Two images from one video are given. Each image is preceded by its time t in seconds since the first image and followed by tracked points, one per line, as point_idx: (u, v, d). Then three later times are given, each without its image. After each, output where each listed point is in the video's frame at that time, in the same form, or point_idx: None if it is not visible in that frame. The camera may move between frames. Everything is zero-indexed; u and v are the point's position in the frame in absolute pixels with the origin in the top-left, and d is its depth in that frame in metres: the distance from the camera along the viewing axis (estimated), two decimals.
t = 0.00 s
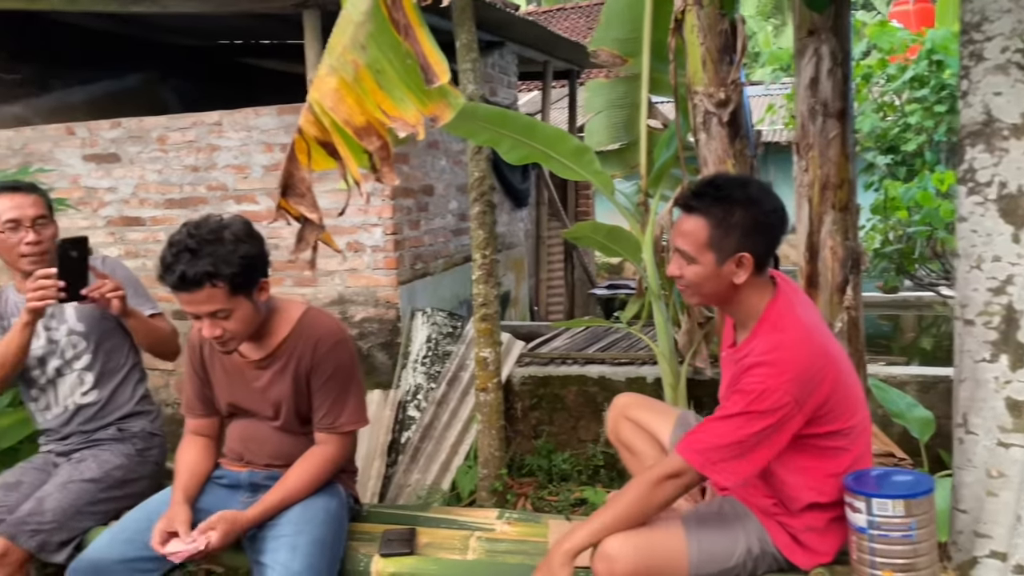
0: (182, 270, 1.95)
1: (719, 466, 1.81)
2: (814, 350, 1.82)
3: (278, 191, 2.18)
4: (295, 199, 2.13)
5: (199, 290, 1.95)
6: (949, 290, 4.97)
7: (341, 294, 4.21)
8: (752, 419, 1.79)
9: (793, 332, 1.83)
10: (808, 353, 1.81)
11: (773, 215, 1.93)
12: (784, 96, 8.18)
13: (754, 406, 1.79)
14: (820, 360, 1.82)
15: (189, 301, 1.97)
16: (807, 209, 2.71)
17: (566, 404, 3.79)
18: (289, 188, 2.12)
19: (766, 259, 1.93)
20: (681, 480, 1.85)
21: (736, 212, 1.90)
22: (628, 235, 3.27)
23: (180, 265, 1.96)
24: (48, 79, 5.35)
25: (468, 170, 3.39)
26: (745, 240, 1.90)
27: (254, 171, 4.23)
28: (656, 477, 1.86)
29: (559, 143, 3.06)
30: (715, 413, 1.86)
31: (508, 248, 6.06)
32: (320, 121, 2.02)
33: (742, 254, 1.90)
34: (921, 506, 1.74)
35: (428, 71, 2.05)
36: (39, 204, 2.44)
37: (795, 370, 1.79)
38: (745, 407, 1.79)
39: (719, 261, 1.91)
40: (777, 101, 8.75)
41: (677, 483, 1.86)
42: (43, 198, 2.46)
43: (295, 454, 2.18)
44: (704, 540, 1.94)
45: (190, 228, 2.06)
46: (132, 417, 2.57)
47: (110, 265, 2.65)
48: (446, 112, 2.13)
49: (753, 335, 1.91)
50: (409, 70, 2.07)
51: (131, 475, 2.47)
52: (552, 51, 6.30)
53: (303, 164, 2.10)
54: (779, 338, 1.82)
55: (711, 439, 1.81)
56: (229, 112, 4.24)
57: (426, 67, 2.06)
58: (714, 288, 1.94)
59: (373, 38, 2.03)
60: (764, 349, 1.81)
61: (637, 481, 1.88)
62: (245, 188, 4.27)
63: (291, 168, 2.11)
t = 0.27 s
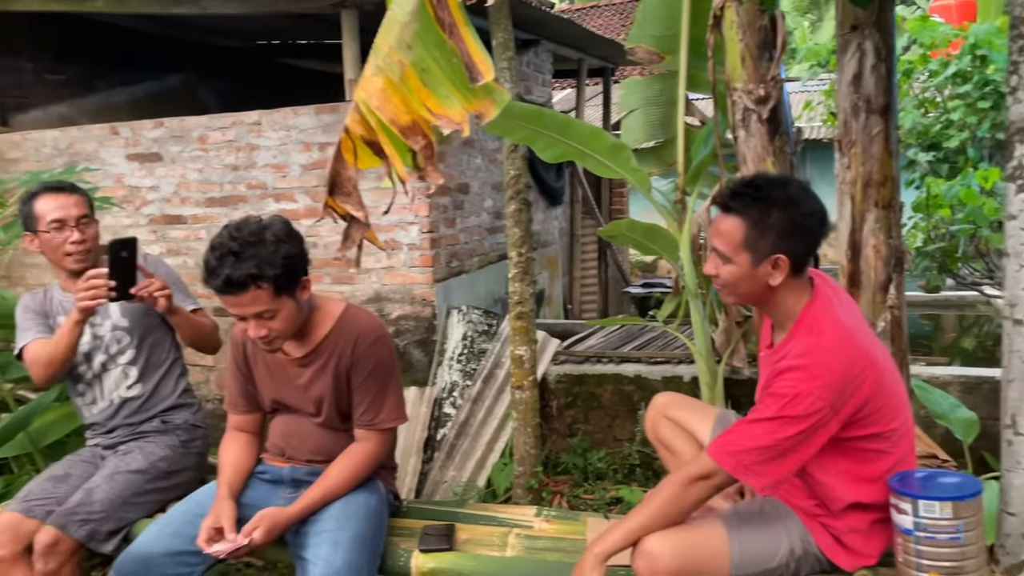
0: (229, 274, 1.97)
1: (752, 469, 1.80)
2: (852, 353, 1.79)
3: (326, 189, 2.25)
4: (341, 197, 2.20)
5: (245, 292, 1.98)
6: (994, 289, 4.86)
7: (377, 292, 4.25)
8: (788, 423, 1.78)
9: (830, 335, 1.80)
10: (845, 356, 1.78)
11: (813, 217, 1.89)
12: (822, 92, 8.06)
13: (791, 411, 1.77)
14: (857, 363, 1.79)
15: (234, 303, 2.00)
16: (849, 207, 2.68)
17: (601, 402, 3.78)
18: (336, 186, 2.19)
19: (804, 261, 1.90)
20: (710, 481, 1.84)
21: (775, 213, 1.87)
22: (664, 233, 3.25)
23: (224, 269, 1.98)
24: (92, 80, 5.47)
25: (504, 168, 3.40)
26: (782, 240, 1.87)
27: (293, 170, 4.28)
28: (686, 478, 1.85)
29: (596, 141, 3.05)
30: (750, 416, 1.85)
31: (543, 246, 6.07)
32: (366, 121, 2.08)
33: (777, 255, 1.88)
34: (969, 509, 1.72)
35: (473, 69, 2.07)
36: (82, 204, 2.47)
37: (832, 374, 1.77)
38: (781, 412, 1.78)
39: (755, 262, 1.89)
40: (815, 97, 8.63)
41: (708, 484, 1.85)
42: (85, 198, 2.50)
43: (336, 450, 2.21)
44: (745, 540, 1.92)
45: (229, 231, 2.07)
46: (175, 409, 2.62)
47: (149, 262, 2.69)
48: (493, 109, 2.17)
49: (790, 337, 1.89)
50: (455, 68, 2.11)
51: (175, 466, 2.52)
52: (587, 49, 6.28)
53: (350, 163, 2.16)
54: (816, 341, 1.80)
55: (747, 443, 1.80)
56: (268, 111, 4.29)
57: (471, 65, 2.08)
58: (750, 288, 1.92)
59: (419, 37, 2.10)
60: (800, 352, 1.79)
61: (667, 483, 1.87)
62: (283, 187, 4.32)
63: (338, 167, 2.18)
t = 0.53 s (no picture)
0: (313, 283, 1.95)
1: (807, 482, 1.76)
2: (894, 352, 1.77)
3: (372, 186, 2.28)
4: (387, 194, 2.22)
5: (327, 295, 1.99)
6: None
7: (415, 289, 4.27)
8: (836, 428, 1.74)
9: (870, 334, 1.78)
10: (886, 355, 1.76)
11: (843, 217, 1.86)
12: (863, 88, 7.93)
13: (838, 416, 1.74)
14: (899, 363, 1.77)
15: (315, 309, 1.99)
16: (894, 204, 2.63)
17: (638, 401, 3.77)
18: (381, 184, 2.21)
19: (839, 261, 1.88)
20: (769, 502, 1.80)
21: (808, 213, 1.85)
22: (704, 230, 3.22)
23: (304, 279, 1.95)
24: (137, 80, 5.57)
25: (542, 166, 3.40)
26: (815, 240, 1.85)
27: (332, 168, 4.33)
28: (741, 499, 1.80)
29: (634, 138, 3.04)
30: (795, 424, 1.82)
31: (579, 244, 6.06)
32: (411, 119, 2.09)
33: (812, 255, 1.85)
34: (1020, 512, 1.69)
35: (518, 68, 2.13)
36: (130, 203, 2.53)
37: (875, 375, 1.74)
38: (827, 416, 1.75)
39: (789, 262, 1.87)
40: (856, 93, 8.50)
41: (762, 505, 1.80)
42: (133, 197, 2.56)
43: (377, 445, 2.23)
44: (790, 546, 1.90)
45: (280, 246, 2.01)
46: (219, 403, 2.66)
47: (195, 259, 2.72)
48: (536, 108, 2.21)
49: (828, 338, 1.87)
50: (500, 67, 2.17)
51: (219, 459, 2.56)
52: (624, 46, 6.25)
53: (395, 161, 2.18)
54: (856, 341, 1.78)
55: (795, 450, 1.77)
56: (308, 110, 4.34)
57: (516, 64, 2.14)
58: (784, 290, 1.90)
59: (464, 36, 2.12)
60: (841, 353, 1.78)
61: (720, 499, 1.82)
62: (323, 185, 4.37)
63: (384, 165, 2.20)
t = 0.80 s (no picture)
0: (365, 276, 1.97)
1: (857, 481, 1.74)
2: (943, 349, 1.74)
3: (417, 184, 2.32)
4: (432, 191, 2.26)
5: (377, 290, 2.01)
6: None
7: (452, 285, 4.29)
8: (888, 427, 1.71)
9: (919, 331, 1.75)
10: (935, 352, 1.73)
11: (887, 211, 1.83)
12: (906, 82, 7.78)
13: (890, 414, 1.71)
14: (948, 360, 1.74)
15: (365, 302, 2.01)
16: (941, 201, 2.58)
17: (676, 399, 3.75)
18: (427, 181, 2.24)
19: (881, 257, 1.85)
20: (820, 502, 1.78)
21: (847, 209, 1.82)
22: (744, 228, 3.20)
23: (357, 272, 1.97)
24: (178, 79, 5.66)
25: (579, 163, 3.39)
26: (856, 236, 1.82)
27: (370, 165, 4.36)
28: (792, 499, 1.78)
29: (673, 134, 3.02)
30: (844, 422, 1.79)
31: (615, 240, 6.03)
32: (457, 116, 2.12)
33: (853, 250, 1.83)
34: None
35: (564, 64, 2.14)
36: (176, 201, 2.57)
37: (926, 372, 1.71)
38: (877, 415, 1.72)
39: (830, 259, 1.84)
40: (898, 88, 8.35)
41: (812, 504, 1.78)
42: (179, 194, 2.60)
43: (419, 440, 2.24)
44: (836, 547, 1.87)
45: (334, 238, 2.04)
46: (261, 396, 2.70)
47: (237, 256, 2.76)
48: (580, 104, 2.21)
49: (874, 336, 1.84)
50: (545, 63, 2.18)
51: (261, 451, 2.59)
52: (661, 41, 6.20)
53: (440, 157, 2.21)
54: (903, 337, 1.75)
55: (843, 449, 1.75)
56: (347, 108, 4.38)
57: (561, 60, 2.15)
58: (826, 288, 1.87)
59: (509, 32, 2.14)
60: (888, 350, 1.75)
61: (768, 498, 1.81)
62: (361, 182, 4.40)
63: (429, 162, 2.23)
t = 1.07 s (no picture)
0: (405, 269, 1.98)
1: (897, 478, 1.71)
2: (988, 347, 1.70)
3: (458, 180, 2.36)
4: (472, 186, 2.30)
5: (417, 283, 2.02)
6: None
7: (485, 281, 4.30)
8: (930, 425, 1.69)
9: (964, 328, 1.72)
10: (980, 350, 1.69)
11: (929, 203, 1.81)
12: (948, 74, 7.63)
13: (932, 412, 1.68)
14: (994, 358, 1.70)
15: (405, 295, 2.02)
16: (985, 196, 2.53)
17: (711, 395, 3.72)
18: (467, 176, 2.29)
19: (924, 251, 1.82)
20: (859, 498, 1.76)
21: (887, 203, 1.79)
22: (781, 224, 3.16)
23: (399, 264, 1.98)
24: (216, 76, 5.73)
25: (613, 158, 3.37)
26: (898, 230, 1.79)
27: (405, 161, 4.39)
28: (830, 496, 1.76)
29: (709, 129, 2.99)
30: (885, 419, 1.77)
31: (649, 236, 6.00)
32: (496, 111, 2.18)
33: (896, 245, 1.79)
34: None
35: (605, 57, 2.12)
36: (217, 198, 2.61)
37: (970, 370, 1.68)
38: (920, 412, 1.69)
39: (872, 255, 1.81)
40: (938, 81, 8.19)
41: (851, 501, 1.76)
42: (220, 191, 2.63)
43: (454, 432, 2.25)
44: (877, 545, 1.85)
45: (377, 231, 2.06)
46: (299, 389, 2.74)
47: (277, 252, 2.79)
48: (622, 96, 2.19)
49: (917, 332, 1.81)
50: (585, 56, 2.19)
51: (299, 444, 2.62)
52: (696, 36, 6.15)
53: (480, 153, 2.26)
54: (947, 334, 1.72)
55: (883, 446, 1.73)
56: (382, 104, 4.41)
57: (603, 54, 2.13)
58: (869, 284, 1.84)
59: (550, 26, 2.17)
60: (932, 347, 1.72)
61: (807, 495, 1.79)
62: (395, 178, 4.43)
63: (469, 158, 2.28)
